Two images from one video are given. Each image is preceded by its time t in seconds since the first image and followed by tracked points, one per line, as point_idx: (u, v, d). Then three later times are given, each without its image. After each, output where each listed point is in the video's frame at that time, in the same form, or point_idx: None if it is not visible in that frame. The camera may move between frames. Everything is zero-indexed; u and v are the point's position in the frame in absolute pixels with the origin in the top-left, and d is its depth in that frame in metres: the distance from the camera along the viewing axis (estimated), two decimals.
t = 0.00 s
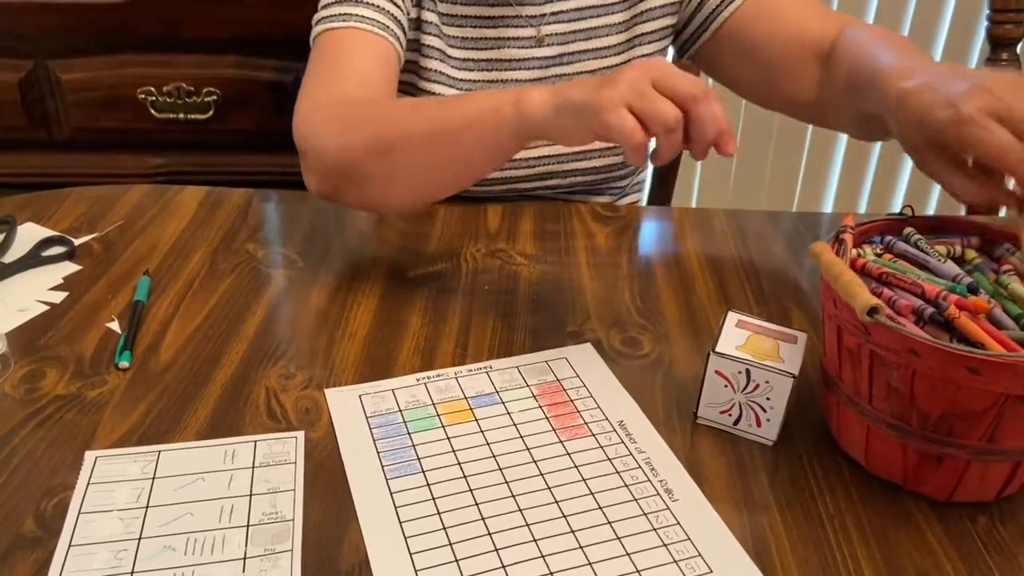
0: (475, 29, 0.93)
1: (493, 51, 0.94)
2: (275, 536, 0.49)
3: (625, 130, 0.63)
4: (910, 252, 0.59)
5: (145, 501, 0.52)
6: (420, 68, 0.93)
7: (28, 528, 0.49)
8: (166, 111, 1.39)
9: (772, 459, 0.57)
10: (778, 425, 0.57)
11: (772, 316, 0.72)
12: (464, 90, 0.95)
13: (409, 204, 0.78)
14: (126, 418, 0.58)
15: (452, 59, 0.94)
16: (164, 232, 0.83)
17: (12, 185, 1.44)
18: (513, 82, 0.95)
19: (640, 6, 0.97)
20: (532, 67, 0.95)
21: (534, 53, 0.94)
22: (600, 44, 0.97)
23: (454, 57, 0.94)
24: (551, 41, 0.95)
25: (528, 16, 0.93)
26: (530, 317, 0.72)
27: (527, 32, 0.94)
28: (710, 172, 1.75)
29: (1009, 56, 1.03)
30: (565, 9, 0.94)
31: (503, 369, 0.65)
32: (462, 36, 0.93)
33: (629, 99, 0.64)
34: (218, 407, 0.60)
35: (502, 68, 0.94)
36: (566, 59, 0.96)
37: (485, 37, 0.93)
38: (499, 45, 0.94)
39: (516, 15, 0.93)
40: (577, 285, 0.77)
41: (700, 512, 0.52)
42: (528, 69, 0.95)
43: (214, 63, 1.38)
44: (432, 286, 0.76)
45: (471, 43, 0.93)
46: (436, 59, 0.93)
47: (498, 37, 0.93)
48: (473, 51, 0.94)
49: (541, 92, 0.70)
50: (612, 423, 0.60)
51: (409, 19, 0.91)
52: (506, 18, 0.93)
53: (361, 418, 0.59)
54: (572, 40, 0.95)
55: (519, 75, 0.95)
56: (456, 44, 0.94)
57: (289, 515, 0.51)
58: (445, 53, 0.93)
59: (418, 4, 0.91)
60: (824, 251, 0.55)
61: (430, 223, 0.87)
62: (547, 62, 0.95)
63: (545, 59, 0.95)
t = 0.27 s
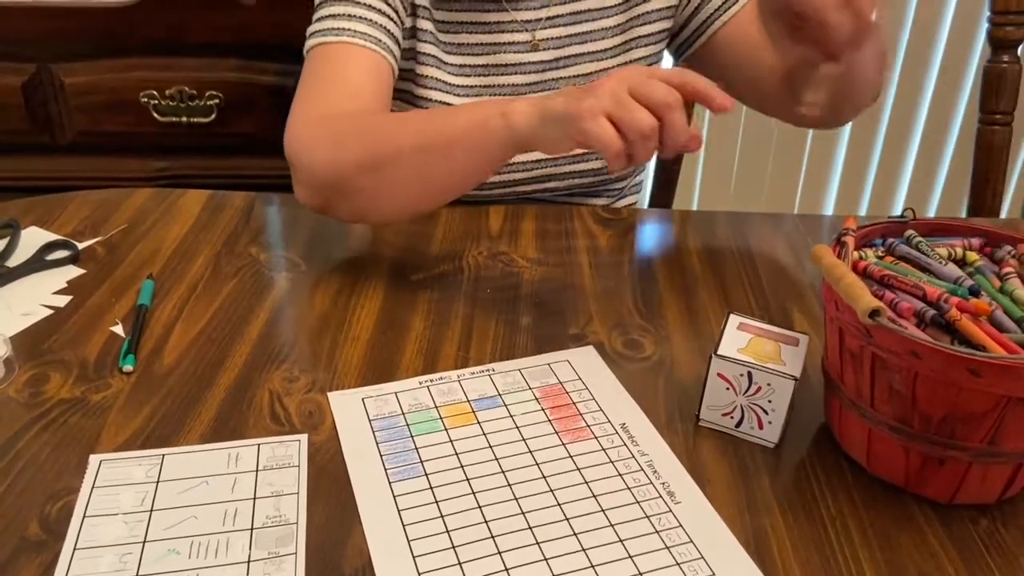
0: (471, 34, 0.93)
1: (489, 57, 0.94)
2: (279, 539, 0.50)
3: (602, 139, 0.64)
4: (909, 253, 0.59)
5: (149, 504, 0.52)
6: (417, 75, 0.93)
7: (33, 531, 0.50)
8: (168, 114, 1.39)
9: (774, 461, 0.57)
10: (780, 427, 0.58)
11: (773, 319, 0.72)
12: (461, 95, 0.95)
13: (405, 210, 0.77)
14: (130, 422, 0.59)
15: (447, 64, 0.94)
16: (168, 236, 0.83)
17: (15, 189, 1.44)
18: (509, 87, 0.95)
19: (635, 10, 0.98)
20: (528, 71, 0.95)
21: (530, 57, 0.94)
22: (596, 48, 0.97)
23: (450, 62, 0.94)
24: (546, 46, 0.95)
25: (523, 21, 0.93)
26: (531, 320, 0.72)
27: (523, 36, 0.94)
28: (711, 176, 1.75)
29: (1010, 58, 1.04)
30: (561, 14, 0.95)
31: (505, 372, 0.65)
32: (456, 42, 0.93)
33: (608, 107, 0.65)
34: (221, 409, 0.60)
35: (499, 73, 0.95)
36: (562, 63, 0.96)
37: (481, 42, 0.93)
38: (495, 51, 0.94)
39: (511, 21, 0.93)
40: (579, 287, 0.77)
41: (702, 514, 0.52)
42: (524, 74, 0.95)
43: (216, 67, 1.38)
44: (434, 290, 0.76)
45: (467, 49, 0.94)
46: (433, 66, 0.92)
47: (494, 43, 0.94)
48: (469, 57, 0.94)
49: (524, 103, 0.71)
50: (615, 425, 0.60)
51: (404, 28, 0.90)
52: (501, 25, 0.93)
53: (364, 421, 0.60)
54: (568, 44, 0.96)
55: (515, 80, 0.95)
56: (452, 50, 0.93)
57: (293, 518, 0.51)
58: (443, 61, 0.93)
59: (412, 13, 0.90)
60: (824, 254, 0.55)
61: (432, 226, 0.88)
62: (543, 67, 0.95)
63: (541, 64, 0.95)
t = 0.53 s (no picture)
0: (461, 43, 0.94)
1: (479, 65, 0.94)
2: (283, 541, 0.50)
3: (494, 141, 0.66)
4: (907, 257, 0.60)
5: (155, 506, 0.53)
6: (406, 83, 0.94)
7: (41, 533, 0.50)
8: (172, 118, 1.40)
9: (773, 463, 0.58)
10: (778, 430, 0.58)
11: (772, 322, 0.73)
12: (452, 103, 0.95)
13: (334, 216, 0.81)
14: (136, 425, 0.59)
15: (437, 72, 0.94)
16: (172, 240, 0.84)
17: (20, 193, 1.45)
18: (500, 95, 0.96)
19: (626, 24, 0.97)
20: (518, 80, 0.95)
21: (520, 67, 0.95)
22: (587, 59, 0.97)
23: (440, 70, 0.94)
24: (536, 56, 0.95)
25: (513, 30, 0.94)
26: (532, 323, 0.73)
27: (512, 46, 0.95)
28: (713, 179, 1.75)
29: (1009, 61, 1.04)
30: (553, 24, 0.95)
31: (506, 375, 0.66)
32: (446, 50, 0.94)
33: (506, 115, 0.67)
34: (226, 412, 0.61)
35: (488, 82, 0.95)
36: (551, 74, 0.96)
37: (470, 51, 0.94)
38: (485, 60, 0.94)
39: (500, 31, 0.94)
40: (580, 291, 0.78)
41: (700, 516, 0.53)
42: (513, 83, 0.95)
43: (219, 71, 1.39)
44: (435, 293, 0.77)
45: (456, 57, 0.94)
46: (421, 74, 0.94)
47: (483, 52, 0.94)
48: (460, 64, 0.94)
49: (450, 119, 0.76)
50: (615, 428, 0.61)
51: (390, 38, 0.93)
52: (491, 35, 0.94)
53: (367, 424, 0.60)
54: (558, 55, 0.96)
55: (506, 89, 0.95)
56: (442, 58, 0.94)
57: (297, 520, 0.52)
58: (432, 69, 0.94)
59: (398, 23, 0.93)
60: (823, 257, 0.55)
61: (434, 231, 0.88)
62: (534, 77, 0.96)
63: (530, 74, 0.96)
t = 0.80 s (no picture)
0: (459, 40, 0.95)
1: (476, 63, 0.96)
2: (290, 526, 0.51)
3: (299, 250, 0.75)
4: (907, 247, 0.60)
5: (164, 492, 0.53)
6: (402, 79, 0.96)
7: (51, 519, 0.51)
8: (177, 116, 1.41)
9: (774, 451, 0.58)
10: (779, 418, 0.59)
11: (774, 313, 0.73)
12: (448, 99, 0.96)
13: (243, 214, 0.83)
14: (145, 414, 0.60)
15: (435, 68, 0.96)
16: (178, 234, 0.85)
17: (27, 190, 1.46)
18: (497, 93, 0.96)
19: (625, 31, 0.97)
20: (515, 80, 0.96)
21: (517, 66, 0.96)
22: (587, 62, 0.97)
23: (438, 68, 0.96)
24: (534, 56, 0.96)
25: (511, 30, 0.95)
26: (535, 316, 0.74)
27: (509, 46, 0.95)
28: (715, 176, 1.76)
29: (1009, 57, 1.05)
30: (553, 26, 0.96)
31: (510, 365, 0.67)
32: (444, 46, 0.95)
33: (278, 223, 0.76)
34: (233, 402, 0.61)
35: (485, 80, 0.96)
36: (551, 74, 0.96)
37: (467, 48, 0.95)
38: (483, 58, 0.95)
39: (498, 30, 0.95)
40: (583, 284, 0.79)
41: (702, 502, 0.54)
42: (510, 83, 0.96)
43: (224, 69, 1.40)
44: (439, 286, 0.77)
45: (453, 54, 0.96)
46: (417, 70, 0.95)
47: (480, 50, 0.95)
48: (456, 62, 0.96)
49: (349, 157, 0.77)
50: (618, 416, 0.61)
51: (376, 35, 0.95)
52: (488, 33, 0.95)
53: (372, 413, 0.61)
54: (558, 56, 0.96)
55: (503, 89, 0.96)
56: (439, 55, 0.96)
57: (304, 506, 0.52)
58: (427, 65, 0.96)
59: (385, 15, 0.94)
60: (823, 247, 0.56)
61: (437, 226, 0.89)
62: (532, 77, 0.96)
63: (529, 74, 0.96)
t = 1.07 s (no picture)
0: (464, 42, 0.96)
1: (480, 66, 0.96)
2: (297, 519, 0.52)
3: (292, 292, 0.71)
4: (907, 244, 0.61)
5: (172, 485, 0.54)
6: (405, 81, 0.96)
7: (60, 512, 0.52)
8: (182, 115, 1.42)
9: (775, 446, 0.59)
10: (779, 413, 0.59)
11: (775, 310, 0.74)
12: (452, 102, 0.97)
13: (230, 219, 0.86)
14: (152, 409, 0.61)
15: (439, 71, 0.97)
16: (183, 233, 0.85)
17: (32, 188, 1.47)
18: (502, 97, 0.97)
19: (630, 34, 0.97)
20: (520, 83, 0.97)
21: (522, 69, 0.96)
22: (592, 67, 0.98)
23: (443, 70, 0.97)
24: (538, 60, 0.97)
25: (516, 33, 0.96)
26: (538, 313, 0.74)
27: (514, 50, 0.96)
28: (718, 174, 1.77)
29: (1010, 56, 1.05)
30: (558, 30, 0.96)
31: (514, 361, 0.67)
32: (449, 49, 0.96)
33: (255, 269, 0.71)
34: (239, 398, 0.62)
35: (490, 84, 0.97)
36: (556, 79, 0.97)
37: (472, 51, 0.96)
38: (487, 61, 0.96)
39: (503, 33, 0.96)
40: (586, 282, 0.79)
41: (702, 495, 0.54)
42: (515, 87, 0.97)
43: (229, 69, 1.41)
44: (443, 283, 0.78)
45: (458, 56, 0.96)
46: (420, 72, 0.96)
47: (484, 53, 0.96)
48: (460, 65, 0.96)
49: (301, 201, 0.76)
50: (619, 412, 0.62)
51: (382, 37, 0.95)
52: (493, 37, 0.96)
53: (376, 409, 0.62)
54: (562, 60, 0.97)
55: (507, 93, 0.97)
56: (444, 57, 0.96)
57: (310, 499, 0.53)
58: (430, 67, 0.96)
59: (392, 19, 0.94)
60: (824, 243, 0.56)
61: (441, 224, 0.90)
62: (537, 81, 0.97)
63: (535, 78, 0.97)
